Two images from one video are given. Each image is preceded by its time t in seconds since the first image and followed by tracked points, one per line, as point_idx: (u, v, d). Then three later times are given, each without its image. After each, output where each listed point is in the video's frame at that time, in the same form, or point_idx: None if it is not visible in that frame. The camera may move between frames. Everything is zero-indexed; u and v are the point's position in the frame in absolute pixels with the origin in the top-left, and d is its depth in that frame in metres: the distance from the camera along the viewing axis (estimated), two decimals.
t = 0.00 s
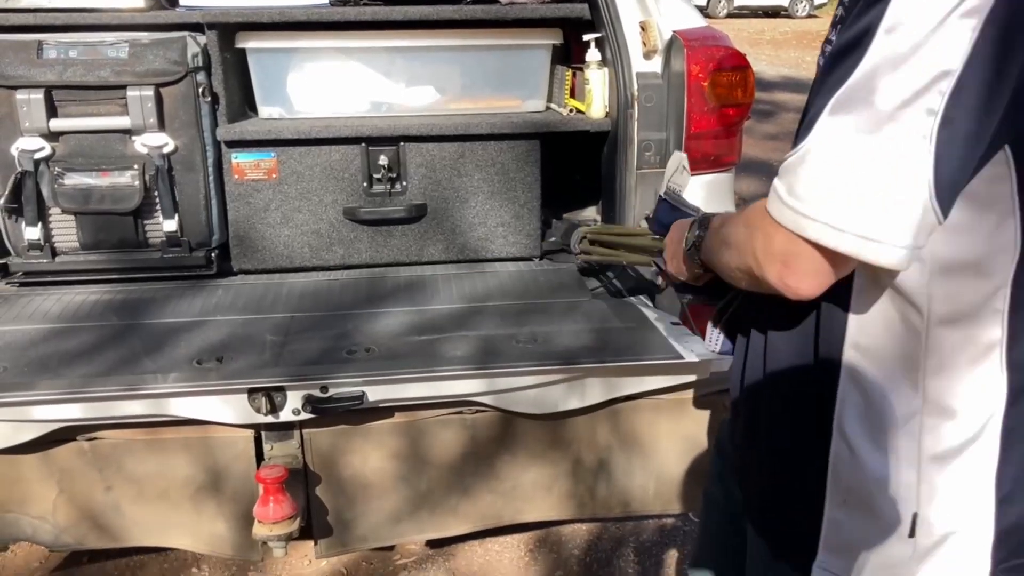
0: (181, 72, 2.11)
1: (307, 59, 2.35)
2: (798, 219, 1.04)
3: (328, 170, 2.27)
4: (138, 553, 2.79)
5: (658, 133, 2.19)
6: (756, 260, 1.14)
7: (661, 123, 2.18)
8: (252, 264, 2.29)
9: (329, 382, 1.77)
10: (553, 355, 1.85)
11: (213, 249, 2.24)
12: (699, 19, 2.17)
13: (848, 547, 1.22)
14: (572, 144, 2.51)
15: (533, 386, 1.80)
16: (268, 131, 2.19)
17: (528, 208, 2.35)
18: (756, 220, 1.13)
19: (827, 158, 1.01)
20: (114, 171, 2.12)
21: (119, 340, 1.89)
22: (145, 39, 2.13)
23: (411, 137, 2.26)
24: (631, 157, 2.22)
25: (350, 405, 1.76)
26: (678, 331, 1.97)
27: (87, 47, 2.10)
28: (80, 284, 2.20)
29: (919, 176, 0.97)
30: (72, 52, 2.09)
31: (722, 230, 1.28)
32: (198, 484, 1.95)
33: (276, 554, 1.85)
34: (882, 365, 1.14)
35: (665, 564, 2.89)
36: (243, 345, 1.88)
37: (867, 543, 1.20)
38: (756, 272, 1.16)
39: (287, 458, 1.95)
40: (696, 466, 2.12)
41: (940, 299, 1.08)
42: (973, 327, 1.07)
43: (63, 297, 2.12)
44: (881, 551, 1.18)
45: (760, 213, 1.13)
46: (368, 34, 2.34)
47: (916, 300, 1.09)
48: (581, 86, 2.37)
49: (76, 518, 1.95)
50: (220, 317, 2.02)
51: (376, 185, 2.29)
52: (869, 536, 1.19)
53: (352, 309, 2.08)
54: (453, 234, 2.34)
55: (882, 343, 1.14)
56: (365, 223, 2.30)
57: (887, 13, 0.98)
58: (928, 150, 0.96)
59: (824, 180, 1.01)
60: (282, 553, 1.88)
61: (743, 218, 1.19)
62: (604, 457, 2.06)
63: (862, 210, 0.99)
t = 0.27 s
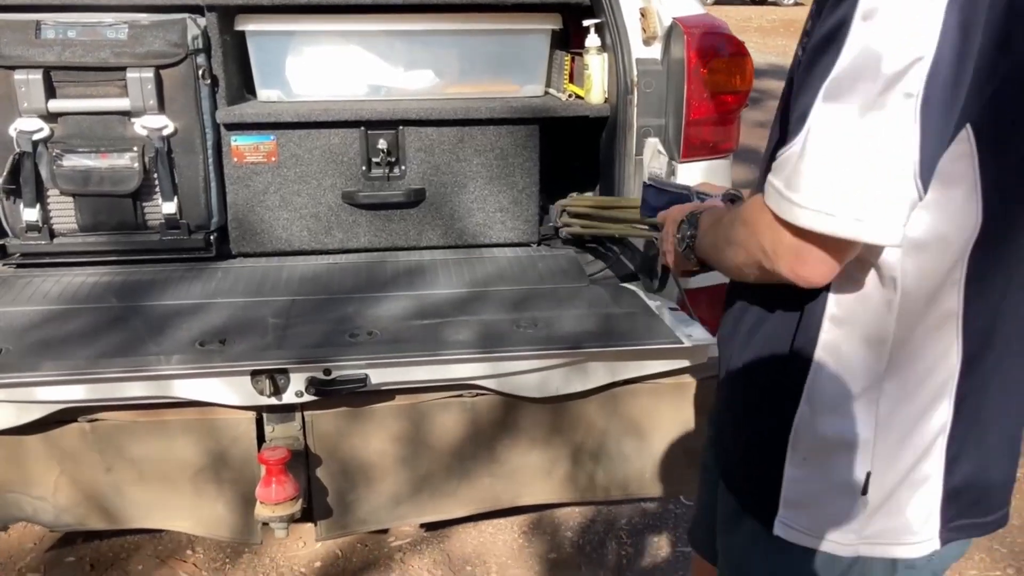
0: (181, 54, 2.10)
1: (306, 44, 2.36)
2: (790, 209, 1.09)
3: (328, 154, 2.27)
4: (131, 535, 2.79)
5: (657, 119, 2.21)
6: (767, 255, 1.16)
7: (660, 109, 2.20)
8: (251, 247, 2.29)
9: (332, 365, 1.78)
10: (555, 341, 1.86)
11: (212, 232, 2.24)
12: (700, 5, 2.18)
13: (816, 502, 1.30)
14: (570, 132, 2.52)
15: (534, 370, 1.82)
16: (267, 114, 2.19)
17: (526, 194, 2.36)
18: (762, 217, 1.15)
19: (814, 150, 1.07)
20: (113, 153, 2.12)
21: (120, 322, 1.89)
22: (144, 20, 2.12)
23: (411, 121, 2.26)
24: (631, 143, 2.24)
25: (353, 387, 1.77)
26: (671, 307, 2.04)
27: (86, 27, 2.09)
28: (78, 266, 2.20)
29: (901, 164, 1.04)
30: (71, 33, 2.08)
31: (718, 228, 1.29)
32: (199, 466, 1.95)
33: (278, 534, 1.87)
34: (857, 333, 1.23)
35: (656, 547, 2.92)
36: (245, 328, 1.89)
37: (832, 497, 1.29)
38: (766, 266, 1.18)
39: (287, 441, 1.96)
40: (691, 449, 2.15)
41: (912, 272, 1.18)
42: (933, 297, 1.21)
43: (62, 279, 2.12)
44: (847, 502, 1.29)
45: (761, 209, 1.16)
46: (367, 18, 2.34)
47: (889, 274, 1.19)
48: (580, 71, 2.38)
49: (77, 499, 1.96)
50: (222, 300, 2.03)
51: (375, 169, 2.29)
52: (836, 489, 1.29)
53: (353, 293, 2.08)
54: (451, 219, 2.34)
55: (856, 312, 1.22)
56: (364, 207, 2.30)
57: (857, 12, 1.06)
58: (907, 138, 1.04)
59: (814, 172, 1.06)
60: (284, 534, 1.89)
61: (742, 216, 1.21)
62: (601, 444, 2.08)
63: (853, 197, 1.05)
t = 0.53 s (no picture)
0: (191, 54, 2.10)
1: (313, 47, 2.37)
2: (832, 199, 1.07)
3: (334, 158, 2.28)
4: (118, 538, 2.76)
5: (659, 132, 2.24)
6: (842, 260, 1.11)
7: (661, 123, 2.23)
8: (255, 249, 2.30)
9: (348, 366, 1.81)
10: (570, 345, 1.89)
11: (217, 233, 2.25)
12: (703, 19, 2.22)
13: (825, 468, 1.34)
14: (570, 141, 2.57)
15: (548, 373, 1.86)
16: (276, 117, 2.19)
17: (529, 201, 2.39)
18: (822, 223, 1.12)
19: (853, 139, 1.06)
20: (119, 152, 2.11)
21: (133, 323, 1.89)
22: (154, 20, 2.11)
23: (417, 127, 2.28)
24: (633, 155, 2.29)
25: (370, 387, 1.80)
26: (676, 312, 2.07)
27: (95, 25, 2.08)
28: (79, 265, 2.19)
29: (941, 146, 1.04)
30: (79, 31, 2.07)
31: (758, 265, 1.22)
32: (207, 465, 1.95)
33: (289, 536, 1.87)
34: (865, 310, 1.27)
35: (643, 552, 2.96)
36: (259, 330, 1.89)
37: (840, 463, 1.34)
38: (844, 274, 1.12)
39: (296, 441, 1.97)
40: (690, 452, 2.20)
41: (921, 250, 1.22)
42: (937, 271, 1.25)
43: (66, 277, 2.11)
44: (853, 467, 1.33)
45: (822, 219, 1.12)
46: (375, 23, 2.37)
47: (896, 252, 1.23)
48: (582, 82, 2.43)
49: (82, 500, 1.95)
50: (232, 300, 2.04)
51: (380, 174, 2.31)
52: (844, 456, 1.33)
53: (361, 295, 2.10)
54: (454, 225, 2.37)
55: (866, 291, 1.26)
56: (368, 211, 2.32)
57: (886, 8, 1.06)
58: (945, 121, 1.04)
59: (854, 158, 1.06)
60: (293, 535, 1.90)
61: (790, 240, 1.16)
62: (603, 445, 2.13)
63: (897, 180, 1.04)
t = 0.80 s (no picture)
0: (194, 77, 2.09)
1: (310, 71, 2.35)
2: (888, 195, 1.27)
3: (333, 184, 2.28)
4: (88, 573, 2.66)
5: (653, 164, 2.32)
6: (897, 257, 1.30)
7: (655, 155, 2.31)
8: (251, 274, 2.28)
9: (361, 393, 1.81)
10: (582, 371, 1.96)
11: (213, 258, 2.21)
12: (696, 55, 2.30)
13: (828, 454, 1.54)
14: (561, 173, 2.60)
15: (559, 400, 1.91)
16: (277, 142, 2.19)
17: (524, 230, 2.42)
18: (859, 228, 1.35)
19: (887, 140, 1.28)
20: (117, 174, 2.06)
21: (136, 349, 1.86)
22: (156, 42, 2.09)
23: (418, 155, 2.30)
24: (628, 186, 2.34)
25: (384, 414, 1.80)
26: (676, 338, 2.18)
27: (96, 45, 2.04)
28: (69, 289, 2.13)
29: (968, 134, 1.27)
30: (79, 50, 2.03)
31: (818, 296, 1.37)
32: (209, 494, 1.91)
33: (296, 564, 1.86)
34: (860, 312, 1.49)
35: None
36: (269, 356, 1.88)
37: (842, 447, 1.53)
38: (910, 271, 1.30)
39: (300, 468, 1.94)
40: (681, 476, 2.27)
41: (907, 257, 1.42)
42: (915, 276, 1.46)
43: (58, 302, 2.06)
44: (856, 448, 1.53)
45: (883, 225, 1.30)
46: (376, 52, 2.35)
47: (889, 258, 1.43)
48: (576, 114, 2.46)
49: (75, 531, 1.87)
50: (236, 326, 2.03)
51: (379, 200, 2.32)
52: (847, 445, 1.53)
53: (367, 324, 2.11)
54: (450, 252, 2.39)
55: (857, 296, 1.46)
56: (366, 238, 2.32)
57: (897, 28, 1.29)
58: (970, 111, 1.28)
59: (895, 158, 1.28)
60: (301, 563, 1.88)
61: (837, 266, 1.35)
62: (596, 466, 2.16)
63: (936, 168, 1.26)
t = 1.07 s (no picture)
0: (168, 94, 2.08)
1: (281, 91, 2.35)
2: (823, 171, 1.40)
3: (305, 202, 2.29)
4: None
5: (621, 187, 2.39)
6: (855, 233, 1.41)
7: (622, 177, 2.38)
8: (221, 292, 2.27)
9: (344, 410, 1.84)
10: (560, 386, 2.06)
11: (185, 276, 2.20)
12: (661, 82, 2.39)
13: (805, 425, 1.60)
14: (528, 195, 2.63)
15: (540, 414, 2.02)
16: (250, 160, 2.19)
17: (493, 248, 2.48)
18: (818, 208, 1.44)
19: (819, 127, 1.42)
20: (87, 192, 2.05)
21: (114, 368, 1.87)
22: (128, 59, 2.08)
23: (390, 174, 2.33)
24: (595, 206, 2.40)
25: (368, 431, 1.85)
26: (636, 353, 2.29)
27: (67, 61, 2.02)
28: (38, 308, 2.12)
29: (888, 117, 1.42)
30: (50, 66, 2.01)
31: (792, 284, 1.44)
32: (187, 512, 1.83)
33: None
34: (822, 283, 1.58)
35: None
36: (251, 374, 1.91)
37: (814, 416, 1.60)
38: (866, 244, 1.41)
39: (277, 486, 1.90)
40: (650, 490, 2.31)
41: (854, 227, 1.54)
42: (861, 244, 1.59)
43: (28, 321, 2.04)
44: (823, 415, 1.60)
45: (838, 206, 1.41)
46: (348, 72, 2.36)
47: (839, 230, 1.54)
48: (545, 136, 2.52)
49: (42, 557, 1.77)
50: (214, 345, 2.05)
51: (350, 218, 2.33)
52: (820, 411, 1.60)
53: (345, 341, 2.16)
54: (420, 270, 2.42)
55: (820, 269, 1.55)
56: (338, 256, 2.33)
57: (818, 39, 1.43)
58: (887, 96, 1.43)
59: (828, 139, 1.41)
60: None
61: (809, 250, 1.43)
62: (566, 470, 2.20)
63: (867, 146, 1.40)
